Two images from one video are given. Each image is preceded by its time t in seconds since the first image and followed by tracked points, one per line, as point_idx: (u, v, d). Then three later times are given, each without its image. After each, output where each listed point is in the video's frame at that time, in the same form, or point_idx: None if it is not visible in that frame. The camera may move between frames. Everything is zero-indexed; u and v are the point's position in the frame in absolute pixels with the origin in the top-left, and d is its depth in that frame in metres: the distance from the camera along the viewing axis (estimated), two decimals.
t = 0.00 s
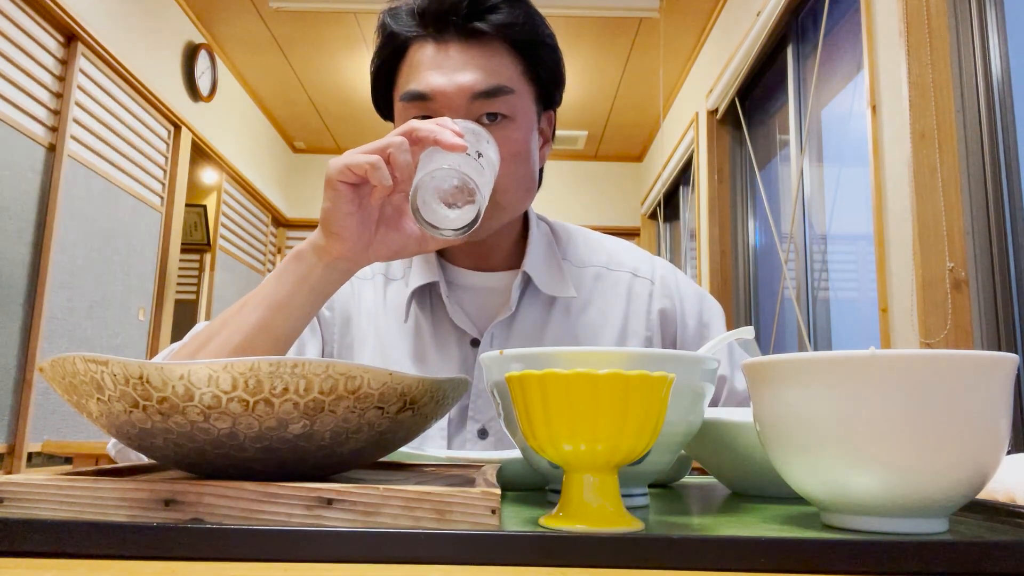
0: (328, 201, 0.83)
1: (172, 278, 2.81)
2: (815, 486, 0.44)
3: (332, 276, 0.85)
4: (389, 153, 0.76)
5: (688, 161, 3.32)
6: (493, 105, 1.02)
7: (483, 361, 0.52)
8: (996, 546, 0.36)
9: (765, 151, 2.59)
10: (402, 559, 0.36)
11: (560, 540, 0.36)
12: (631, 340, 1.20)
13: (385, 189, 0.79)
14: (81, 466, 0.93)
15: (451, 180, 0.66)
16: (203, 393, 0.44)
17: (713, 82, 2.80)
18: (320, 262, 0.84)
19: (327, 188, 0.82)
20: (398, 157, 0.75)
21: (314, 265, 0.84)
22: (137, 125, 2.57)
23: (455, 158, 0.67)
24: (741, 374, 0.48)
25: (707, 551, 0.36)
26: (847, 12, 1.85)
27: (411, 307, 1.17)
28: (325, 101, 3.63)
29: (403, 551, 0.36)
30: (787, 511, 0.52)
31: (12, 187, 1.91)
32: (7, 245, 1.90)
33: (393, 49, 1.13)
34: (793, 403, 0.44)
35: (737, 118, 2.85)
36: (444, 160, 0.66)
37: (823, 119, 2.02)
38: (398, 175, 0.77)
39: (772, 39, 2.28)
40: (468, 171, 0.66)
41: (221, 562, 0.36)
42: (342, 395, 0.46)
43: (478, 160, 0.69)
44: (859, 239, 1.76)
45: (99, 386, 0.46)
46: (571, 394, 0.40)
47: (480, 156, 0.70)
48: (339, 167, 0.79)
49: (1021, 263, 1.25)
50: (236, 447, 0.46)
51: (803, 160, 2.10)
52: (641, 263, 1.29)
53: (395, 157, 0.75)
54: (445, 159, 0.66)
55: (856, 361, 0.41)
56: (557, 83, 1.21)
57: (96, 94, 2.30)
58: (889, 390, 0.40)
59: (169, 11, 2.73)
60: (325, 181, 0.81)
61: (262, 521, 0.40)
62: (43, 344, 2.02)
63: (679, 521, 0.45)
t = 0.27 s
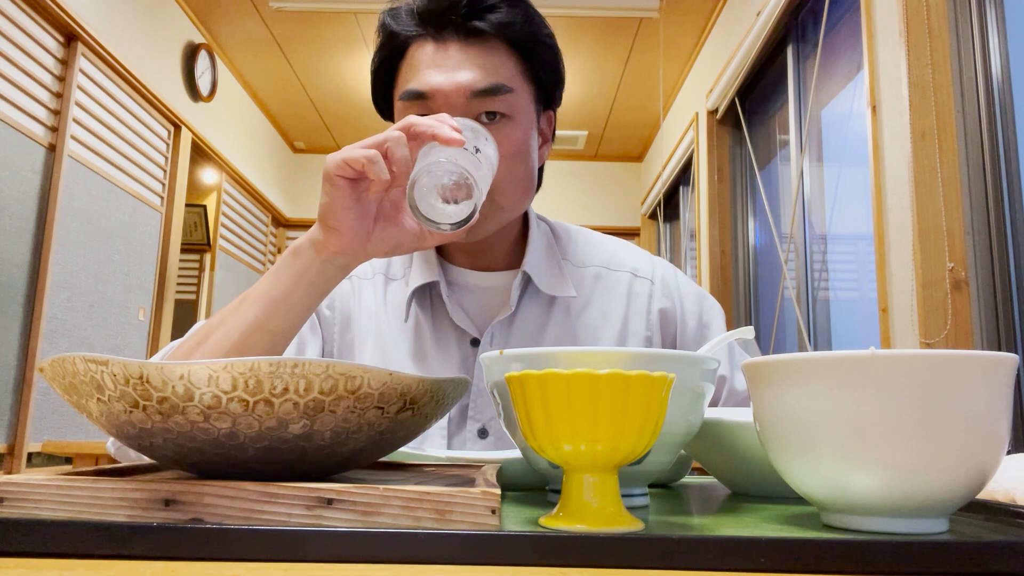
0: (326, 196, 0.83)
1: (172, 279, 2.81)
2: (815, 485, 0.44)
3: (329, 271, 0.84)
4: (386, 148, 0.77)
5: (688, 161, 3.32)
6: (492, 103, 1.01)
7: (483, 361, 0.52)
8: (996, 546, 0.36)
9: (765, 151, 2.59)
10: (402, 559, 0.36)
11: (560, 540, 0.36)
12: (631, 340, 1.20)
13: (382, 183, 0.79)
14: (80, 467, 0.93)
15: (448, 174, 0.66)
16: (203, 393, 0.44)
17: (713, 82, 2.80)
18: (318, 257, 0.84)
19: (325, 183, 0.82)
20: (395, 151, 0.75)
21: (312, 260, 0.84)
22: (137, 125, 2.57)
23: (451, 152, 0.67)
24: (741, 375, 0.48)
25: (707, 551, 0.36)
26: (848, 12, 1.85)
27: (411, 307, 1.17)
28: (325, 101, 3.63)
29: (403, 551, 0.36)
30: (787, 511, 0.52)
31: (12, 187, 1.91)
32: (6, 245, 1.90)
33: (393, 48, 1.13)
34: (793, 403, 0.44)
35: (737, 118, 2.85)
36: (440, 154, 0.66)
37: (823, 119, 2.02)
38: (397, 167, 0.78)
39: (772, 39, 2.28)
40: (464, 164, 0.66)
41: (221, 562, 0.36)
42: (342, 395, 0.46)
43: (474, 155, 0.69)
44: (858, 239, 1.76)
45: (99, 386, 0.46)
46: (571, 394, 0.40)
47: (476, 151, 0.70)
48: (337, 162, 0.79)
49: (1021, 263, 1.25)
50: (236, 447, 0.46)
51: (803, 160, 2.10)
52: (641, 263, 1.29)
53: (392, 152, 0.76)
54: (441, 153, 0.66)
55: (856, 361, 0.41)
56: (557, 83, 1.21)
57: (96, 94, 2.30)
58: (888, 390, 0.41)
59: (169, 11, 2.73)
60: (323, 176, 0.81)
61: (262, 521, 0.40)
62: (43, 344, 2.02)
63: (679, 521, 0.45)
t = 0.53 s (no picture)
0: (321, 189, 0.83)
1: (172, 279, 2.81)
2: (815, 485, 0.44)
3: (326, 265, 0.84)
4: (381, 141, 0.77)
5: (688, 161, 3.32)
6: (490, 102, 1.02)
7: (483, 360, 0.52)
8: (996, 546, 0.36)
9: (765, 152, 2.59)
10: (402, 559, 0.36)
11: (560, 541, 0.36)
12: (630, 340, 1.20)
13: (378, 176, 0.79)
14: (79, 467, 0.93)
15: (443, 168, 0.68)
16: (203, 393, 0.44)
17: (713, 83, 2.80)
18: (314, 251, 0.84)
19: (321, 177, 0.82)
20: (390, 144, 0.76)
21: (308, 255, 0.84)
22: (137, 125, 2.57)
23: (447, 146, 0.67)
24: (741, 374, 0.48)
25: (707, 551, 0.36)
26: (848, 11, 1.85)
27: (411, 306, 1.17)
28: (325, 101, 3.63)
29: (403, 551, 0.36)
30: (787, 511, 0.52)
31: (12, 187, 1.91)
32: (7, 245, 1.90)
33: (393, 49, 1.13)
34: (793, 403, 0.44)
35: (737, 118, 2.85)
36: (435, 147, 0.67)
37: (823, 119, 2.02)
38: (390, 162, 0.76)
39: (772, 39, 2.28)
40: (463, 156, 0.68)
41: (221, 562, 0.36)
42: (342, 395, 0.46)
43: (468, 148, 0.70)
44: (858, 239, 1.76)
45: (99, 386, 0.46)
46: (571, 394, 0.40)
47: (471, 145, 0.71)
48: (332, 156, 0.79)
49: (1021, 264, 1.25)
50: (236, 447, 0.46)
51: (803, 160, 2.10)
52: (641, 262, 1.29)
53: (386, 145, 0.76)
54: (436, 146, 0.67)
55: (856, 361, 0.41)
56: (555, 82, 1.21)
57: (96, 94, 2.30)
58: (888, 390, 0.41)
59: (169, 11, 2.73)
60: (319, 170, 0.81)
61: (263, 521, 0.40)
62: (43, 344, 2.02)
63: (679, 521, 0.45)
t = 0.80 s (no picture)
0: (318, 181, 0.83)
1: (172, 279, 2.81)
2: (815, 485, 0.44)
3: (322, 260, 0.84)
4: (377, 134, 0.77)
5: (688, 161, 3.32)
6: (488, 100, 1.01)
7: (483, 360, 0.52)
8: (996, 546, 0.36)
9: (765, 152, 2.59)
10: (402, 558, 0.36)
11: (560, 541, 0.36)
12: (631, 339, 1.20)
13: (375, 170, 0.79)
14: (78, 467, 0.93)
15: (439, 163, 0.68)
16: (203, 393, 0.44)
17: (713, 83, 2.80)
18: (310, 246, 0.84)
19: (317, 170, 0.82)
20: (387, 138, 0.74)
21: (305, 250, 0.84)
22: (137, 125, 2.57)
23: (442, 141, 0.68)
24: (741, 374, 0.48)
25: (706, 551, 0.36)
26: (847, 11, 1.85)
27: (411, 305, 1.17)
28: (325, 101, 3.63)
29: (403, 551, 0.36)
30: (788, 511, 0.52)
31: (12, 187, 1.91)
32: (7, 245, 1.90)
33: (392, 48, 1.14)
34: (793, 403, 0.44)
35: (737, 118, 2.85)
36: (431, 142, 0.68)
37: (823, 119, 2.02)
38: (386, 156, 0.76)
39: (772, 39, 2.28)
40: (459, 151, 0.69)
41: (221, 562, 0.36)
42: (342, 395, 0.46)
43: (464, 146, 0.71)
44: (858, 239, 1.76)
45: (99, 386, 0.46)
46: (571, 394, 0.40)
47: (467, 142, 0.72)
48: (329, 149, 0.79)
49: (1021, 265, 1.25)
50: (236, 447, 0.46)
51: (803, 160, 2.10)
52: (640, 262, 1.29)
53: (383, 139, 0.74)
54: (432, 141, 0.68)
55: (856, 361, 0.41)
56: (553, 81, 1.21)
57: (96, 94, 2.30)
58: (888, 390, 0.41)
59: (169, 11, 2.73)
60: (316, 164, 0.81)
61: (263, 521, 0.40)
62: (43, 344, 2.02)
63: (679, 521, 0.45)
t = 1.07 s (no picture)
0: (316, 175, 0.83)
1: (172, 279, 2.81)
2: (815, 485, 0.44)
3: (320, 254, 0.84)
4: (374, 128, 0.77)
5: (688, 161, 3.32)
6: (486, 98, 1.02)
7: (483, 360, 0.52)
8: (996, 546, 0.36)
9: (765, 152, 2.59)
10: (402, 559, 0.36)
11: (560, 541, 0.36)
12: (630, 339, 1.20)
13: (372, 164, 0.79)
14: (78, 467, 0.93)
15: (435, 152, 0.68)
16: (203, 393, 0.44)
17: (713, 83, 2.80)
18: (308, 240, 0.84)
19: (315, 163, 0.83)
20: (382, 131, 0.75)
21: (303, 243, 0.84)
22: (137, 125, 2.57)
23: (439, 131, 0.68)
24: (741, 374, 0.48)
25: (706, 551, 0.36)
26: (848, 11, 1.85)
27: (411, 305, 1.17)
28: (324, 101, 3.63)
29: (403, 551, 0.36)
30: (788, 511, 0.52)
31: (12, 187, 1.91)
32: (7, 245, 1.90)
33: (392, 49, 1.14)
34: (793, 403, 0.44)
35: (737, 118, 2.85)
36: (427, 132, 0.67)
37: (823, 119, 2.01)
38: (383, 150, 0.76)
39: (772, 39, 2.28)
40: (456, 141, 0.68)
41: (220, 562, 0.36)
42: (342, 395, 0.46)
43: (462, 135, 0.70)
44: (858, 239, 1.76)
45: (99, 386, 0.46)
46: (571, 394, 0.40)
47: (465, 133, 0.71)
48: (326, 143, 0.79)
49: (1021, 265, 1.24)
50: (236, 447, 0.46)
51: (803, 160, 2.10)
52: (640, 262, 1.29)
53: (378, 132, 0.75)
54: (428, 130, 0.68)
55: (856, 361, 0.41)
56: (552, 80, 1.21)
57: (96, 94, 2.30)
58: (888, 390, 0.40)
59: (169, 11, 2.73)
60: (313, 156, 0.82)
61: (263, 521, 0.40)
62: (43, 344, 2.02)
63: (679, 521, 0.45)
